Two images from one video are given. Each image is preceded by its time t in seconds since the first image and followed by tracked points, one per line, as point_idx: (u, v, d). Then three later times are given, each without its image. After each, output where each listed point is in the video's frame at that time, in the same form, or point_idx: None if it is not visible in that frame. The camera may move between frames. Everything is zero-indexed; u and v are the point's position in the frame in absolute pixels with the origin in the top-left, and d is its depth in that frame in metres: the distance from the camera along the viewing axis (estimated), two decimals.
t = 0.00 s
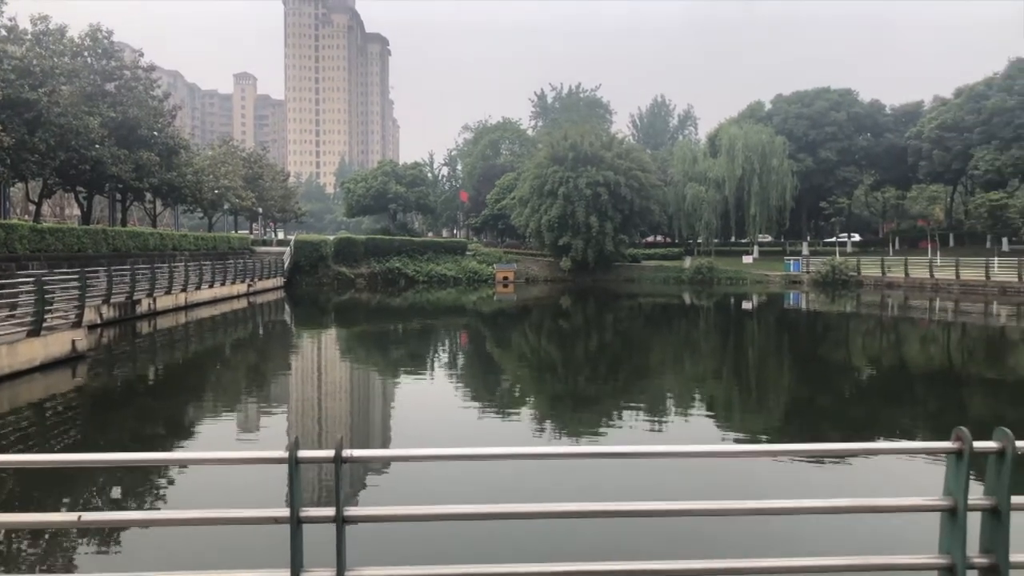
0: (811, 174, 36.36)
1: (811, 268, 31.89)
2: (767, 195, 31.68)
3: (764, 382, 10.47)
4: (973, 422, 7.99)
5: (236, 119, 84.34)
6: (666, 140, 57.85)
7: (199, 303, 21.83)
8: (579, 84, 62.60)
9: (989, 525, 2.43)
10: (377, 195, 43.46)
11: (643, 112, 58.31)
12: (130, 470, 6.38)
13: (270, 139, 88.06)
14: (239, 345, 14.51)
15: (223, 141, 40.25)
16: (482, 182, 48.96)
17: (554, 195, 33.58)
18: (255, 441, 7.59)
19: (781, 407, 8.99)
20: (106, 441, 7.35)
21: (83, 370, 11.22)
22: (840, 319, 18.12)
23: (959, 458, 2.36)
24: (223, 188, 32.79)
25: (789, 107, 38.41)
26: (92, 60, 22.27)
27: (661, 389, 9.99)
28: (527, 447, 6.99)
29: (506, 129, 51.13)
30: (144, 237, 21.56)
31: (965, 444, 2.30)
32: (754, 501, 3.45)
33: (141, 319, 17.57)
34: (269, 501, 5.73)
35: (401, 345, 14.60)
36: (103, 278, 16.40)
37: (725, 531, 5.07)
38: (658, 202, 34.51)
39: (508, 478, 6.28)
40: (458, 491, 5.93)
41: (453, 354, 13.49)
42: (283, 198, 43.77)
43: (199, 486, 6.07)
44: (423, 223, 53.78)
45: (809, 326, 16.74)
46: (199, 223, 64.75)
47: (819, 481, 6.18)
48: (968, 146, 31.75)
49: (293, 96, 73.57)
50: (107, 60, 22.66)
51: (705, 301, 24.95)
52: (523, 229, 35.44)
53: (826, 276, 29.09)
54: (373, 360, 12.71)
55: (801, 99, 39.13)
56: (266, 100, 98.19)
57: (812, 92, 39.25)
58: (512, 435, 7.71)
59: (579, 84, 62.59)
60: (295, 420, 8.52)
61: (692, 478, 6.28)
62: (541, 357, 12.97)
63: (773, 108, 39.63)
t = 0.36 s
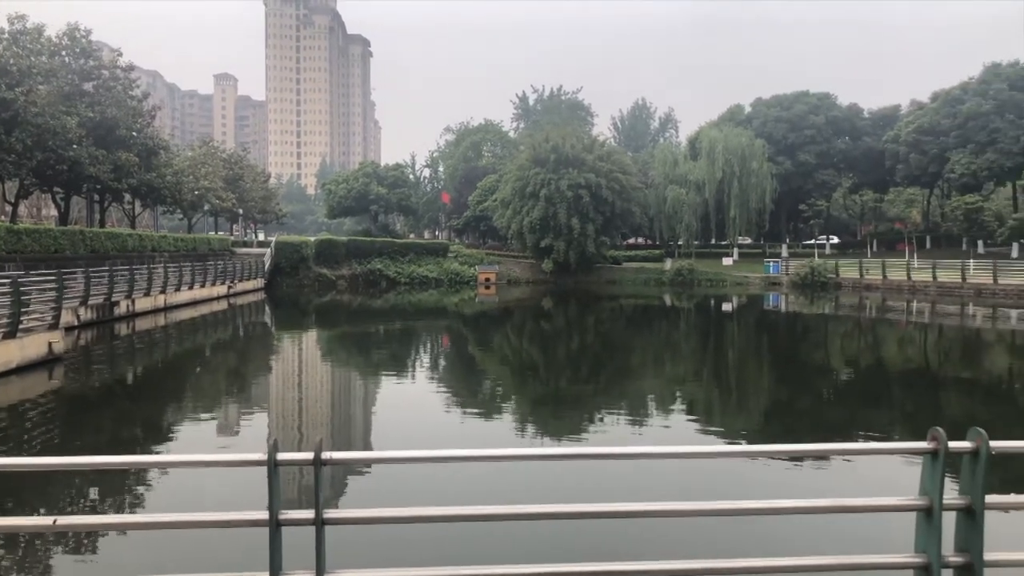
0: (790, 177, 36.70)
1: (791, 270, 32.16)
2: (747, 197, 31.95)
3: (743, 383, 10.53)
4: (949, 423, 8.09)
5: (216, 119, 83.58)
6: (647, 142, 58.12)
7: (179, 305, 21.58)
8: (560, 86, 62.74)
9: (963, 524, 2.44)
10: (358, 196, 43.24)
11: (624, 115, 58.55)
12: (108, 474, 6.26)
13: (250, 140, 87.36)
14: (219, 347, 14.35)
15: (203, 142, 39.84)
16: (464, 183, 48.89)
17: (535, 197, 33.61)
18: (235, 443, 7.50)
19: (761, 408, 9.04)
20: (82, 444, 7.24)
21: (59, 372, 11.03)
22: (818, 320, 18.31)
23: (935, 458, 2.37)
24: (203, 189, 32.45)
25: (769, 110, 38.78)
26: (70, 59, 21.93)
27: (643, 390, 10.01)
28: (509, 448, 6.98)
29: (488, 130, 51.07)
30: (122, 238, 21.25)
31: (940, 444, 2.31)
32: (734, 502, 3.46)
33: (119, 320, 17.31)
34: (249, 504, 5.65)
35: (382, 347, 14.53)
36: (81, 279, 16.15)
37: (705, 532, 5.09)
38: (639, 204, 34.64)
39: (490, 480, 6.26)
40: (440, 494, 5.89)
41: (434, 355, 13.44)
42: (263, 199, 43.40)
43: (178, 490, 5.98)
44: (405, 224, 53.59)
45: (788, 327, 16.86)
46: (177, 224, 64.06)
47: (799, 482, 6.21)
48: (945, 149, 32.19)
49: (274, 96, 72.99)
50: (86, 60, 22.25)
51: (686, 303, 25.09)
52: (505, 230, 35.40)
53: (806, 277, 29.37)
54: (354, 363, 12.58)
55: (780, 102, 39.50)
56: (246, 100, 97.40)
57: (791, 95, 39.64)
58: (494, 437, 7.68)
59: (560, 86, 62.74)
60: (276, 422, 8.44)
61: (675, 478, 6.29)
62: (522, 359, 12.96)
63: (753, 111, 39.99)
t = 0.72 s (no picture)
0: (771, 180, 37.02)
1: (772, 272, 32.38)
2: (729, 200, 32.18)
3: (724, 385, 10.59)
4: (928, 424, 8.16)
5: (196, 119, 82.82)
6: (630, 145, 58.40)
7: (159, 307, 21.32)
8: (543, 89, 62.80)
9: (940, 524, 2.45)
10: (340, 198, 42.98)
11: (607, 118, 58.71)
12: (86, 477, 6.16)
13: (232, 142, 86.65)
14: (199, 350, 14.17)
15: (183, 143, 39.46)
16: (447, 185, 48.80)
17: (519, 199, 33.62)
18: (215, 447, 7.41)
19: (741, 409, 9.10)
20: (59, 448, 7.11)
21: (36, 375, 10.84)
22: (798, 322, 18.46)
23: (912, 459, 2.37)
24: (184, 190, 32.12)
25: (750, 113, 39.11)
26: (48, 59, 21.53)
27: (624, 392, 10.05)
28: (492, 450, 6.96)
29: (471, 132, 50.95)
30: (101, 240, 20.93)
31: (917, 445, 2.31)
32: (717, 504, 3.45)
33: (97, 323, 17.06)
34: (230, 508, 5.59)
35: (364, 349, 14.43)
36: (58, 281, 15.90)
37: (688, 534, 5.08)
38: (622, 207, 34.76)
39: (473, 483, 6.22)
40: (422, 497, 5.86)
41: (416, 357, 13.41)
42: (244, 201, 43.00)
43: (158, 494, 5.88)
44: (387, 227, 53.39)
45: (770, 330, 16.98)
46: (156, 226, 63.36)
47: (780, 483, 6.24)
48: (924, 153, 32.61)
49: (256, 97, 72.45)
50: (63, 60, 21.85)
51: (668, 305, 25.19)
52: (488, 232, 35.37)
53: (786, 280, 29.64)
54: (336, 365, 12.50)
55: (761, 106, 39.89)
56: (227, 101, 96.59)
57: (772, 99, 40.01)
58: (476, 439, 7.66)
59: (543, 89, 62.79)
60: (257, 425, 8.35)
61: (657, 480, 6.30)
62: (504, 361, 12.97)
63: (734, 115, 40.34)
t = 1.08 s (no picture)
0: (752, 182, 37.32)
1: (752, 274, 32.62)
2: (710, 202, 32.39)
3: (705, 386, 10.65)
4: (905, 424, 8.24)
5: (175, 118, 81.90)
6: (611, 146, 58.59)
7: (137, 308, 21.06)
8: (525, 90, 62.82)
9: (916, 523, 2.46)
10: (321, 199, 42.67)
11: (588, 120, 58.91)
12: (61, 480, 6.05)
13: (211, 142, 85.81)
14: (178, 351, 13.96)
15: (162, 143, 39.03)
16: (428, 187, 48.67)
17: (500, 200, 33.58)
18: (194, 449, 7.32)
19: (722, 410, 9.14)
20: (36, 450, 7.00)
21: (11, 377, 10.65)
22: (779, 323, 18.61)
23: (890, 460, 2.38)
24: (162, 190, 31.75)
25: (730, 116, 39.43)
26: (24, 57, 21.26)
27: (606, 393, 10.08)
28: (473, 452, 6.93)
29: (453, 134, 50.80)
30: (79, 240, 20.63)
31: (896, 445, 2.32)
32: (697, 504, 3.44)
33: (75, 325, 16.81)
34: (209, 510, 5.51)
35: (345, 351, 14.33)
36: (34, 282, 15.62)
37: (670, 535, 5.09)
38: (604, 208, 34.87)
39: (456, 484, 6.19)
40: (404, 499, 5.82)
41: (399, 359, 13.37)
42: (224, 201, 42.56)
43: (136, 496, 5.79)
44: (368, 227, 53.11)
45: (750, 331, 17.11)
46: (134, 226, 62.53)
47: (760, 483, 6.27)
48: (902, 156, 33.02)
49: (235, 97, 71.78)
50: (40, 59, 21.61)
51: (649, 306, 25.27)
52: (469, 234, 35.31)
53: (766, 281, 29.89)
54: (317, 366, 12.43)
55: (742, 108, 40.25)
56: (206, 99, 95.66)
57: (752, 101, 40.35)
58: (458, 440, 7.63)
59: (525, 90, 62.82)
60: (237, 427, 8.26)
61: (639, 481, 6.30)
62: (487, 362, 12.96)
63: (715, 117, 40.65)
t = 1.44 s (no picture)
0: (740, 181, 37.46)
1: (740, 273, 32.73)
2: (698, 202, 32.48)
3: (694, 385, 10.68)
4: (891, 423, 8.29)
5: (162, 117, 81.35)
6: (600, 146, 58.60)
7: (123, 308, 20.88)
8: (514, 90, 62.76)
9: (902, 522, 2.47)
10: (309, 198, 42.45)
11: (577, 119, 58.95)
12: (47, 481, 5.98)
13: (200, 140, 85.23)
14: (165, 351, 13.84)
15: (149, 141, 38.74)
16: (417, 185, 48.56)
17: (489, 200, 33.55)
18: (181, 449, 7.26)
19: (710, 410, 9.16)
20: (20, 451, 6.93)
21: None
22: (766, 323, 18.67)
23: (877, 459, 2.38)
24: (149, 189, 31.50)
25: (718, 117, 39.59)
26: (8, 55, 21.12)
27: (595, 392, 10.09)
28: (463, 452, 6.92)
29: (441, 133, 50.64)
30: (65, 239, 20.42)
31: (881, 443, 2.32)
32: (686, 505, 3.43)
33: (60, 325, 16.63)
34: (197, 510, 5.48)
35: (333, 351, 14.28)
36: (19, 281, 15.45)
37: (658, 535, 5.10)
38: (592, 209, 34.89)
39: (445, 484, 6.18)
40: (392, 499, 5.79)
41: (387, 359, 13.31)
42: (211, 200, 42.27)
43: (122, 497, 5.74)
44: (357, 227, 52.88)
45: (738, 330, 17.17)
46: (120, 225, 61.99)
47: (749, 482, 6.29)
48: (888, 156, 33.25)
49: (223, 95, 71.29)
50: (26, 56, 21.48)
51: (637, 306, 25.32)
52: (458, 233, 35.25)
53: (754, 281, 30.02)
54: (305, 366, 12.38)
55: (730, 108, 40.42)
56: (193, 97, 95.02)
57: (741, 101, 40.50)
58: (446, 440, 7.62)
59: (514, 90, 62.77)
60: (225, 427, 8.20)
61: (628, 481, 6.31)
62: (476, 362, 12.94)
63: (703, 117, 40.81)
